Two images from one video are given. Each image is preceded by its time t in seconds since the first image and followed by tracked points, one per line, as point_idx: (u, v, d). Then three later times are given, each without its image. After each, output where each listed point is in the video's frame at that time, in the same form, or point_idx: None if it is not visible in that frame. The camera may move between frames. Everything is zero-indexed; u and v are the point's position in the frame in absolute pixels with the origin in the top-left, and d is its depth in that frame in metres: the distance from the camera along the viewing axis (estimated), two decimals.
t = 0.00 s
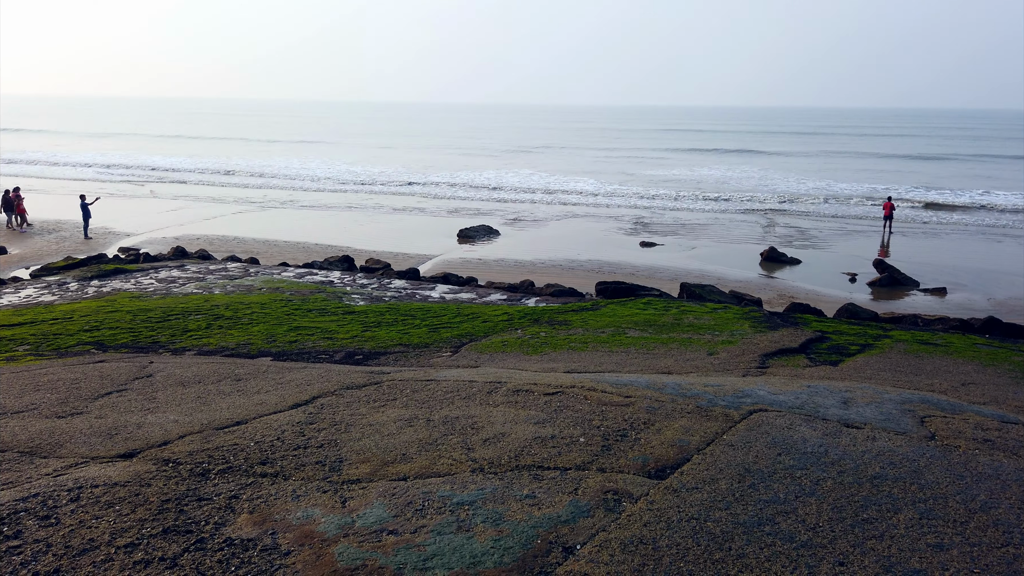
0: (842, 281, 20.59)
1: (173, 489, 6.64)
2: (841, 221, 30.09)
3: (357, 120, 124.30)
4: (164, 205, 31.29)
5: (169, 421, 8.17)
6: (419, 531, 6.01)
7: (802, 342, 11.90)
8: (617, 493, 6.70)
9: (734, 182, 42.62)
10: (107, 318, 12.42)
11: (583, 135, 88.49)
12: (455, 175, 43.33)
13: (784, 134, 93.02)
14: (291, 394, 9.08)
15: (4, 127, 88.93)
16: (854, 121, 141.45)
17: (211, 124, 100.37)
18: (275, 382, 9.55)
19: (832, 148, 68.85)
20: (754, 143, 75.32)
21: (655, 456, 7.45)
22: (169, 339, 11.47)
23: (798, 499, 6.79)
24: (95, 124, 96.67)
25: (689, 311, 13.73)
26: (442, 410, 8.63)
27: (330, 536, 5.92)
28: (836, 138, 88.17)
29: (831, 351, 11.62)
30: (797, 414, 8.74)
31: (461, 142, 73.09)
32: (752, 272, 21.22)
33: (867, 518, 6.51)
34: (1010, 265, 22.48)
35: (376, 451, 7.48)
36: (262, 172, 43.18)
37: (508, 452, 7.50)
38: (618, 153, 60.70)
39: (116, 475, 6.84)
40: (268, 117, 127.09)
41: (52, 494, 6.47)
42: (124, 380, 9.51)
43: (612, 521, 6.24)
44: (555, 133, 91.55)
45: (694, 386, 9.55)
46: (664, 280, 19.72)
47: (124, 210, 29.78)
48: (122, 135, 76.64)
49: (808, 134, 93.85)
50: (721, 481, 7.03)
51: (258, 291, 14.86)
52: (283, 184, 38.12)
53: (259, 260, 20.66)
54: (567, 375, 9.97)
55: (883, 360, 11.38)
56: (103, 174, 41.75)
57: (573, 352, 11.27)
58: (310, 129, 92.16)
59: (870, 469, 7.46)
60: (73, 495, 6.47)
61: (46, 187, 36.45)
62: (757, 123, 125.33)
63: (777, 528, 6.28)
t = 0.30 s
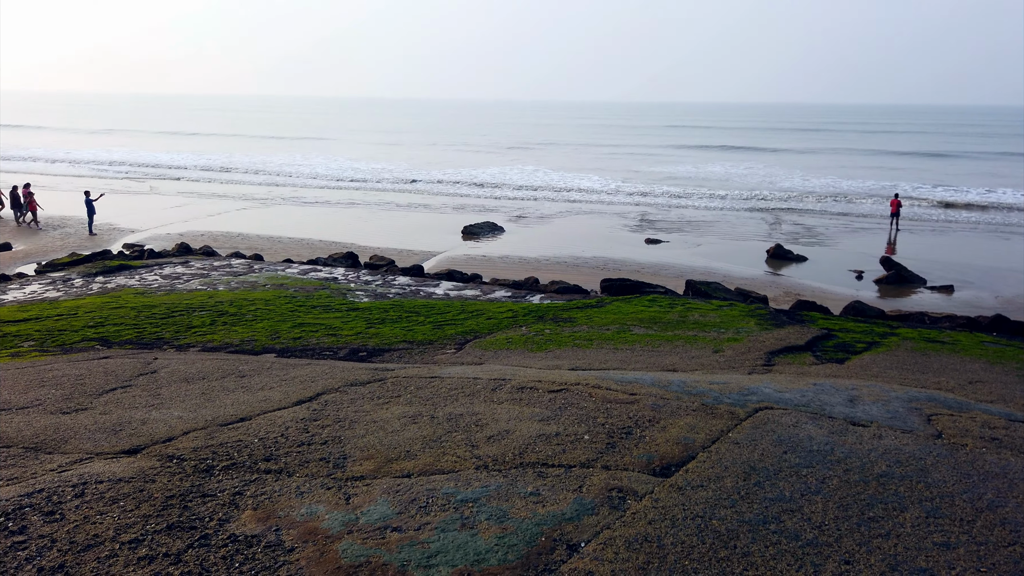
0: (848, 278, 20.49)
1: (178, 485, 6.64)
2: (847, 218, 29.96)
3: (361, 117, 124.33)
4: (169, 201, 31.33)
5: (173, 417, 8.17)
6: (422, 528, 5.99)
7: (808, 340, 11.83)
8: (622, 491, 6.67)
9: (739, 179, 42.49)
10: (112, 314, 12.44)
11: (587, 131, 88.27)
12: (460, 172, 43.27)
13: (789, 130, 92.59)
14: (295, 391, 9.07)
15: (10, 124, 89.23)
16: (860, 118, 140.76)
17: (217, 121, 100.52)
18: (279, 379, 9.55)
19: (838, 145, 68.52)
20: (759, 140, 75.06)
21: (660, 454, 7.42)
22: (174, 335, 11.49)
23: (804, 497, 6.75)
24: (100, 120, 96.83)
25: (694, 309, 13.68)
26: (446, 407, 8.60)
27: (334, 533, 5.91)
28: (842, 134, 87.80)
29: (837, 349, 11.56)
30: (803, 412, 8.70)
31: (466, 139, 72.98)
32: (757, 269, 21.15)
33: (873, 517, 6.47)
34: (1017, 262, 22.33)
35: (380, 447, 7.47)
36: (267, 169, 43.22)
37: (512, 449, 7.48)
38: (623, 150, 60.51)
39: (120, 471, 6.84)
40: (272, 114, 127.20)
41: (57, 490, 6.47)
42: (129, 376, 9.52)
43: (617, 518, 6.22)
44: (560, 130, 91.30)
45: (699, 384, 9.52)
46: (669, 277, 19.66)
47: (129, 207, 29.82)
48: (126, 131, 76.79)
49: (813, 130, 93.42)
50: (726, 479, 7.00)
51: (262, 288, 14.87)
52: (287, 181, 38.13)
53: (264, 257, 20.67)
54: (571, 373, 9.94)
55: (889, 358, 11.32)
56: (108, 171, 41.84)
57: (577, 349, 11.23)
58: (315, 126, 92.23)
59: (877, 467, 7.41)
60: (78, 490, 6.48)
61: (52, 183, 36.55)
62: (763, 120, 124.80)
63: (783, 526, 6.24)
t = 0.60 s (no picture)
0: (853, 276, 20.46)
1: (184, 480, 6.68)
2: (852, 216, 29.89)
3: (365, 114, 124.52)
4: (175, 198, 31.43)
5: (179, 413, 8.22)
6: (427, 524, 6.02)
7: (812, 337, 11.82)
8: (626, 487, 6.69)
9: (744, 176, 42.42)
10: (118, 311, 12.50)
11: (591, 129, 88.16)
12: (464, 169, 43.29)
13: (794, 128, 92.34)
14: (300, 387, 9.11)
15: (17, 122, 89.50)
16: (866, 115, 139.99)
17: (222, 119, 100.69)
18: (284, 375, 9.59)
19: (843, 143, 68.35)
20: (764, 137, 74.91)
21: (664, 451, 7.44)
22: (180, 331, 11.54)
23: (808, 494, 6.76)
24: (106, 118, 97.06)
25: (698, 306, 13.68)
26: (450, 403, 8.63)
27: (339, 528, 5.95)
28: (847, 131, 87.48)
29: (842, 346, 11.55)
30: (807, 409, 8.71)
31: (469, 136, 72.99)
32: (762, 267, 21.12)
33: (877, 514, 6.48)
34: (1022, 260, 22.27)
35: (384, 443, 7.50)
36: (272, 166, 43.33)
37: (516, 445, 7.50)
38: (627, 148, 60.43)
39: (127, 466, 6.89)
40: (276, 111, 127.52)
41: (63, 485, 6.52)
42: (135, 372, 9.57)
43: (621, 515, 6.24)
44: (564, 127, 91.24)
45: (703, 381, 9.53)
46: (674, 275, 19.66)
47: (135, 204, 29.93)
48: (131, 128, 77.06)
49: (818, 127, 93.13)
50: (730, 476, 7.01)
51: (267, 285, 14.92)
52: (292, 179, 38.23)
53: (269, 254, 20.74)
54: (576, 369, 9.96)
55: (894, 355, 11.31)
56: (114, 168, 42.00)
57: (581, 346, 11.25)
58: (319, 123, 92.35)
59: (881, 464, 7.42)
60: (85, 486, 6.52)
61: (59, 180, 36.71)
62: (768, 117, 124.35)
63: (787, 522, 6.26)
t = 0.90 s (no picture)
0: (859, 274, 20.38)
1: (190, 477, 6.70)
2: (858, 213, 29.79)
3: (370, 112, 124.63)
4: (181, 196, 31.51)
5: (185, 410, 8.24)
6: (432, 521, 6.03)
7: (818, 335, 11.78)
8: (631, 486, 6.68)
9: (749, 173, 42.32)
10: (124, 308, 12.55)
11: (596, 126, 87.94)
12: (469, 167, 43.25)
13: (799, 125, 92.06)
14: (306, 384, 9.13)
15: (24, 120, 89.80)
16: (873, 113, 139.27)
17: (227, 116, 100.65)
18: (290, 372, 9.62)
19: (849, 141, 68.09)
20: (769, 135, 74.63)
21: (669, 449, 7.42)
22: (186, 328, 11.57)
23: (814, 493, 6.74)
24: (112, 116, 97.25)
25: (704, 304, 13.65)
26: (455, 401, 8.63)
27: (344, 526, 5.96)
28: (853, 129, 87.02)
29: (848, 345, 11.51)
30: (813, 407, 8.68)
31: (474, 134, 72.93)
32: (768, 264, 21.06)
33: (883, 513, 6.45)
34: None
35: (389, 441, 7.51)
36: (277, 164, 43.39)
37: (521, 443, 7.50)
38: (632, 146, 60.24)
39: (134, 463, 6.91)
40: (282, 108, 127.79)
41: (70, 481, 6.55)
42: (141, 369, 9.61)
43: (626, 513, 6.23)
44: (569, 124, 91.03)
45: (709, 379, 9.51)
46: (679, 272, 19.62)
47: (141, 201, 30.01)
48: (136, 126, 77.20)
49: (824, 125, 92.81)
50: (736, 474, 7.00)
51: (273, 282, 14.93)
52: (297, 177, 38.27)
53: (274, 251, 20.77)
54: (581, 367, 9.95)
55: (900, 353, 11.27)
56: (120, 166, 42.13)
57: (586, 344, 11.23)
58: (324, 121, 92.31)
59: (887, 463, 7.39)
60: (91, 482, 6.55)
61: (65, 178, 36.85)
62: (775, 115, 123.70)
63: (792, 521, 6.24)
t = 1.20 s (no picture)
0: (866, 272, 20.31)
1: (197, 474, 6.72)
2: (865, 211, 29.69)
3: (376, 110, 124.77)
4: (188, 193, 31.60)
5: (192, 406, 8.27)
6: (438, 519, 6.03)
7: (825, 333, 11.75)
8: (637, 484, 6.68)
9: (755, 171, 42.20)
10: (132, 305, 12.59)
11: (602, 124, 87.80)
12: (474, 165, 43.24)
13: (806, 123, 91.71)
14: (312, 381, 9.16)
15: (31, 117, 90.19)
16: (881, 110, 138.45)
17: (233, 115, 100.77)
18: (297, 369, 9.63)
19: (856, 138, 67.76)
20: (776, 133, 74.40)
21: (675, 447, 7.40)
22: (193, 326, 11.60)
23: (821, 491, 6.72)
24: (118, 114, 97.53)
25: (710, 301, 13.62)
26: (461, 398, 8.63)
27: (350, 523, 5.97)
28: (861, 126, 86.61)
29: (855, 343, 11.47)
30: (820, 405, 8.66)
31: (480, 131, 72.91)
32: (774, 262, 21.01)
33: (891, 512, 6.43)
34: None
35: (395, 438, 7.52)
36: (284, 162, 43.49)
37: (527, 440, 7.51)
38: (638, 143, 60.09)
39: (141, 459, 6.94)
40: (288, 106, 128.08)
41: (78, 478, 6.58)
42: (149, 366, 9.64)
43: (632, 510, 6.23)
44: (574, 122, 90.85)
45: (715, 376, 9.48)
46: (685, 270, 19.58)
47: (148, 199, 30.10)
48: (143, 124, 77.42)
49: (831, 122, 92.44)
50: (743, 472, 6.99)
51: (279, 279, 14.97)
52: (304, 175, 38.33)
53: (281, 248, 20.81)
54: (587, 365, 9.94)
55: (907, 351, 11.23)
56: (127, 163, 42.25)
57: (592, 342, 11.22)
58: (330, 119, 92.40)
59: (894, 461, 7.37)
60: (99, 478, 6.58)
61: (73, 176, 37.00)
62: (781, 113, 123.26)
63: (799, 519, 6.23)
